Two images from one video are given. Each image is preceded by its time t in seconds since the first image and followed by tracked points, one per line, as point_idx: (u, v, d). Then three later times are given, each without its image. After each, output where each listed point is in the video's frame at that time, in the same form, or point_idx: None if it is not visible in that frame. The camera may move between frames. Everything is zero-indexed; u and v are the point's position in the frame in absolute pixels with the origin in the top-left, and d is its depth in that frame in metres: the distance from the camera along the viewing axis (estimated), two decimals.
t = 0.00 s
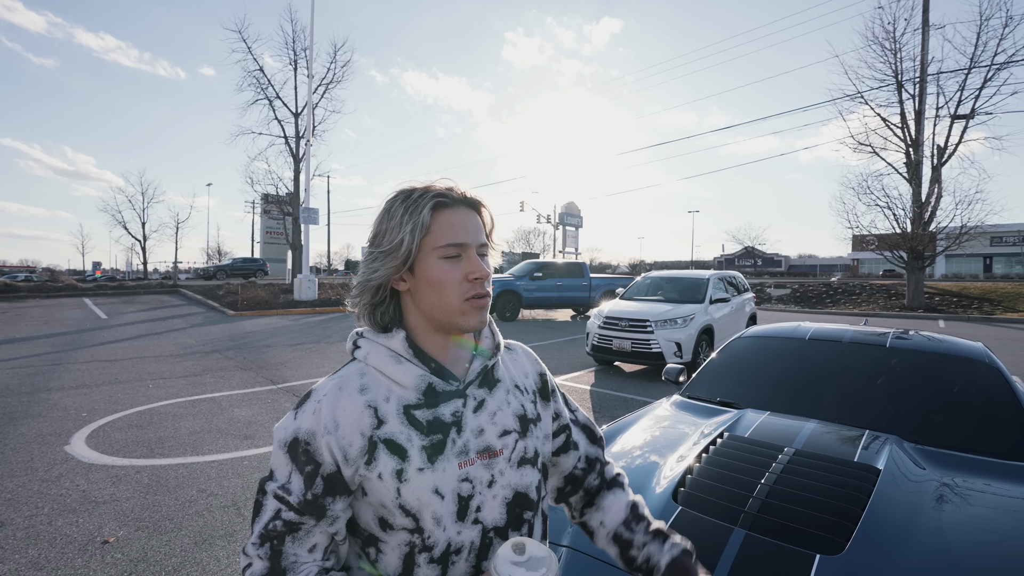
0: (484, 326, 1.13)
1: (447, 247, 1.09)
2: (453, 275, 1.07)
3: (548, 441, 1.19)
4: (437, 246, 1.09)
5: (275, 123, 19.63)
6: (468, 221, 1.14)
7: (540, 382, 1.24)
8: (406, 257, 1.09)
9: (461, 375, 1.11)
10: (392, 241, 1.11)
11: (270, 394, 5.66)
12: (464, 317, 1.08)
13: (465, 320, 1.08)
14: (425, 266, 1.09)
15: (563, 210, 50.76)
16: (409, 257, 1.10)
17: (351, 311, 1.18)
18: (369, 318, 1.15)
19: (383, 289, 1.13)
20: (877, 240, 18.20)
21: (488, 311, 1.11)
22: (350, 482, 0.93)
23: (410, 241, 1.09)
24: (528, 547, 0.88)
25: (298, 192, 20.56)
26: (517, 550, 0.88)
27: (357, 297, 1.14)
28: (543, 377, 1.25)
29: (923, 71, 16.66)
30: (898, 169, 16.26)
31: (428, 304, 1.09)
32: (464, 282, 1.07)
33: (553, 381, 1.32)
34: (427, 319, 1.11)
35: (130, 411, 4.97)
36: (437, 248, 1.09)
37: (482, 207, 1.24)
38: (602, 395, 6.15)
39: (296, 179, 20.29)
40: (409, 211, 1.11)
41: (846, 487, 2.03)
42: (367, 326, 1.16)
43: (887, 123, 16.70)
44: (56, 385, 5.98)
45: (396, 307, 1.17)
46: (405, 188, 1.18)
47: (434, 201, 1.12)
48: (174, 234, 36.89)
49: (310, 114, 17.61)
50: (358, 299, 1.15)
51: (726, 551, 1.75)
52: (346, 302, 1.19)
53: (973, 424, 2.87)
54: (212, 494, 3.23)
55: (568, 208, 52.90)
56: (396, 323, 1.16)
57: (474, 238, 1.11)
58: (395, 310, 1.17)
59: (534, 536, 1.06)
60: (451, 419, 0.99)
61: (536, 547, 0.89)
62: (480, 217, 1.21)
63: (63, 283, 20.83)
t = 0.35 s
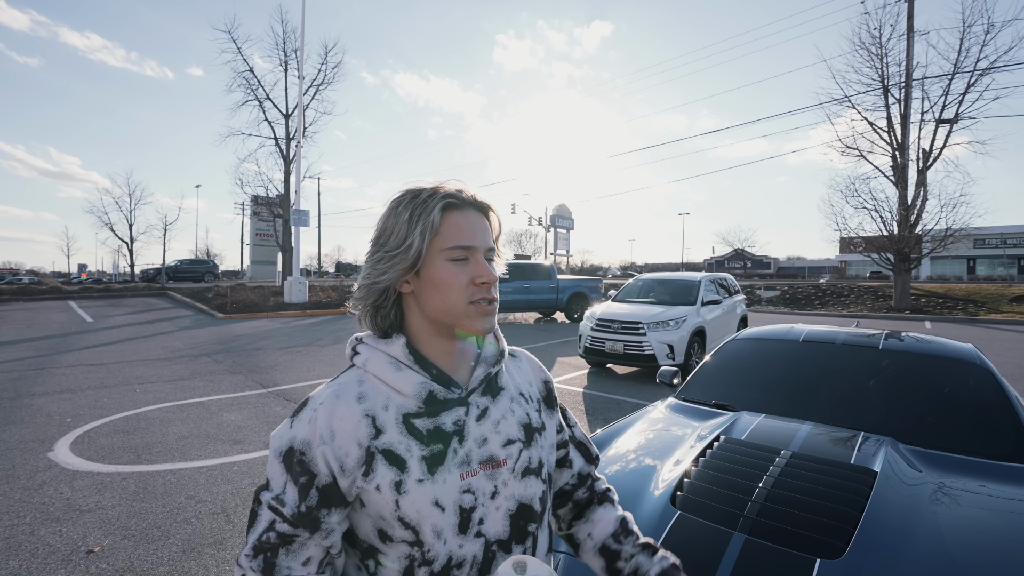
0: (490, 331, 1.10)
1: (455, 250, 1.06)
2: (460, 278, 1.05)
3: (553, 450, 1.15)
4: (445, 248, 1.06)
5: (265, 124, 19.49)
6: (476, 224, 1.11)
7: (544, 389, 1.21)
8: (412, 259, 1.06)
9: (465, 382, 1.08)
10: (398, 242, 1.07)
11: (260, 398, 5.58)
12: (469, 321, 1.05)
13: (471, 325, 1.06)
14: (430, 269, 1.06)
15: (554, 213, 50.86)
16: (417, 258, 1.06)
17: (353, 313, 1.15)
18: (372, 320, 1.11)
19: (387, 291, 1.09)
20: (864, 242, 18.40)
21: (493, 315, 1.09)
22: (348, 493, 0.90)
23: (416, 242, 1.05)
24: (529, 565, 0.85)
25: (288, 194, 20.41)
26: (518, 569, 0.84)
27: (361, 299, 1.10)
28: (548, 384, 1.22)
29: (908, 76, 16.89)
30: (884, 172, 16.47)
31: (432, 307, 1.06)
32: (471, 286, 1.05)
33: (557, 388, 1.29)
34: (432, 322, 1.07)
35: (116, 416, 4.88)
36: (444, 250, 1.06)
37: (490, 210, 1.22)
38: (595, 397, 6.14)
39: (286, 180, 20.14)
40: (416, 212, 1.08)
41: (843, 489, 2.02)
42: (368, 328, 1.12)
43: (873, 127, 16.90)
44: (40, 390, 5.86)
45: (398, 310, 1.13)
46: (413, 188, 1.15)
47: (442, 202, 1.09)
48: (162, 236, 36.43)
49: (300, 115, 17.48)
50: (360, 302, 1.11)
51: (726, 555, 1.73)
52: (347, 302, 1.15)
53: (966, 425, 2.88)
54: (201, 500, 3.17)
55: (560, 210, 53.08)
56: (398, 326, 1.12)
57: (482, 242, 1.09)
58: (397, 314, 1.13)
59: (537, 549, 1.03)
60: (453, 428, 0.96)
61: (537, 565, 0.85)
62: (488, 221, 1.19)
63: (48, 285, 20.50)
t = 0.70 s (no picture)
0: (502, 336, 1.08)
1: (478, 249, 1.05)
2: (482, 278, 1.03)
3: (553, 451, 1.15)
4: (469, 246, 1.05)
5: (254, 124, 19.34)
6: (501, 228, 1.10)
7: (545, 388, 1.20)
8: (436, 254, 1.04)
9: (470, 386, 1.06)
10: (423, 235, 1.05)
11: (249, 401, 5.51)
12: (487, 322, 1.04)
13: (487, 326, 1.04)
14: (454, 266, 1.04)
15: (545, 215, 50.95)
16: (441, 254, 1.04)
17: (364, 306, 1.12)
18: (383, 315, 1.09)
19: (405, 286, 1.07)
20: (851, 245, 18.59)
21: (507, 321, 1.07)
22: (354, 504, 0.88)
23: (442, 237, 1.04)
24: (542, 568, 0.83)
25: (278, 195, 20.25)
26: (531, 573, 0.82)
27: (375, 290, 1.08)
28: (548, 383, 1.21)
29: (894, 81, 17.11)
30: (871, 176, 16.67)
31: (451, 306, 1.04)
32: (492, 287, 1.04)
33: (557, 388, 1.29)
34: (445, 321, 1.06)
35: (102, 420, 4.79)
36: (467, 249, 1.04)
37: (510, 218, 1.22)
38: (588, 399, 6.14)
39: (275, 181, 19.98)
40: (445, 209, 1.07)
41: (838, 491, 2.03)
42: (379, 324, 1.10)
43: (860, 131, 17.08)
44: (23, 394, 5.74)
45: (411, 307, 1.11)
46: (440, 186, 1.14)
47: (472, 203, 1.08)
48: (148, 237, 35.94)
49: (290, 116, 17.33)
50: (374, 293, 1.09)
51: (725, 557, 1.73)
52: (360, 295, 1.12)
53: (956, 425, 2.90)
54: (190, 506, 3.11)
55: (551, 213, 53.19)
56: (411, 323, 1.10)
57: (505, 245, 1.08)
58: (409, 310, 1.11)
59: (542, 554, 1.02)
60: (459, 433, 0.95)
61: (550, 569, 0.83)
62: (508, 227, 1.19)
63: (32, 287, 20.17)
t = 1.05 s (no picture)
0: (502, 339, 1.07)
1: (486, 250, 1.04)
2: (488, 279, 1.02)
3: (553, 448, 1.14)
4: (477, 246, 1.04)
5: (246, 123, 19.19)
6: (509, 233, 1.10)
7: (544, 385, 1.20)
8: (445, 251, 1.03)
9: (470, 387, 1.05)
10: (434, 232, 1.05)
11: (241, 402, 5.47)
12: (488, 323, 1.03)
13: (488, 328, 1.03)
14: (460, 264, 1.03)
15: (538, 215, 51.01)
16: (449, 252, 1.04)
17: (370, 298, 1.12)
18: (388, 307, 1.08)
19: (411, 280, 1.07)
20: (842, 245, 18.74)
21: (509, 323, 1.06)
22: (354, 506, 0.87)
23: (453, 235, 1.03)
24: (546, 567, 0.81)
25: (270, 194, 20.10)
26: (535, 572, 0.80)
27: (383, 282, 1.07)
28: (546, 379, 1.21)
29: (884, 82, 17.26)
30: (862, 176, 16.81)
31: (454, 303, 1.03)
32: (497, 289, 1.03)
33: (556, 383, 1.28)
34: (446, 319, 1.05)
35: (91, 422, 4.73)
36: (476, 249, 1.04)
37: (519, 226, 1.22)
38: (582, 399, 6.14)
39: (267, 180, 19.84)
40: (457, 209, 1.06)
41: (833, 490, 2.03)
42: (383, 317, 1.09)
43: (851, 132, 17.21)
44: (11, 396, 5.65)
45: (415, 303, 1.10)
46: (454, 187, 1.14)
47: (485, 206, 1.09)
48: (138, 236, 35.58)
49: (282, 115, 17.22)
50: (380, 285, 1.08)
51: (721, 556, 1.73)
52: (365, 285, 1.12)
53: (948, 422, 2.93)
54: (182, 508, 3.08)
55: (544, 212, 53.26)
56: (413, 319, 1.09)
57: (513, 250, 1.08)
58: (412, 306, 1.10)
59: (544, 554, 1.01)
60: (460, 432, 0.95)
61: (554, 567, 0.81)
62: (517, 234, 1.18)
63: (19, 287, 19.91)
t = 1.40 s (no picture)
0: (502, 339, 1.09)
1: (488, 249, 1.06)
2: (487, 276, 1.04)
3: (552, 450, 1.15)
4: (480, 245, 1.05)
5: (244, 122, 19.16)
6: (512, 233, 1.11)
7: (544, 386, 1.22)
8: (447, 248, 1.05)
9: (469, 387, 1.06)
10: (438, 229, 1.06)
11: (239, 401, 5.47)
12: (486, 321, 1.04)
13: (488, 327, 1.04)
14: (462, 261, 1.04)
15: (537, 214, 51.04)
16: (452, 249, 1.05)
17: (374, 294, 1.14)
18: (392, 304, 1.10)
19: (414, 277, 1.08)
20: (840, 244, 18.75)
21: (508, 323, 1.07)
22: (355, 503, 0.88)
23: (456, 233, 1.04)
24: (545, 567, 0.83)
25: (268, 193, 20.08)
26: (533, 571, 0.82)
27: (387, 279, 1.09)
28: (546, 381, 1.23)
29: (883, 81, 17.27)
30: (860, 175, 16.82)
31: (453, 300, 1.04)
32: (497, 287, 1.04)
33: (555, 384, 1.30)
34: (446, 317, 1.06)
35: (90, 421, 4.73)
36: (479, 248, 1.05)
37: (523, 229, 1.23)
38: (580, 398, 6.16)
39: (266, 179, 19.81)
40: (461, 209, 1.08)
41: (832, 490, 2.04)
42: (386, 312, 1.11)
43: (850, 131, 17.21)
44: (9, 395, 5.65)
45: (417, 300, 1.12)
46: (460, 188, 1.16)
47: (488, 206, 1.10)
48: (137, 234, 35.55)
49: (281, 113, 17.20)
50: (384, 282, 1.10)
51: (720, 556, 1.73)
52: (370, 280, 1.14)
53: (947, 423, 2.94)
54: (181, 506, 3.09)
55: (543, 212, 53.34)
56: (414, 316, 1.11)
57: (514, 250, 1.09)
58: (414, 303, 1.12)
59: (545, 552, 1.03)
60: (460, 431, 0.96)
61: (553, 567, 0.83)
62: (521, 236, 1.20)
63: (18, 286, 19.91)
